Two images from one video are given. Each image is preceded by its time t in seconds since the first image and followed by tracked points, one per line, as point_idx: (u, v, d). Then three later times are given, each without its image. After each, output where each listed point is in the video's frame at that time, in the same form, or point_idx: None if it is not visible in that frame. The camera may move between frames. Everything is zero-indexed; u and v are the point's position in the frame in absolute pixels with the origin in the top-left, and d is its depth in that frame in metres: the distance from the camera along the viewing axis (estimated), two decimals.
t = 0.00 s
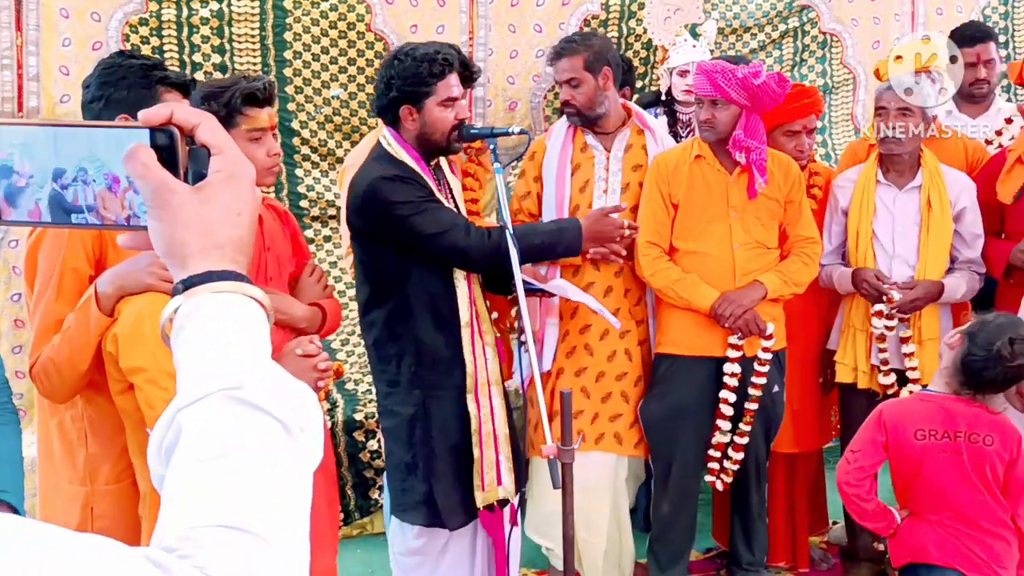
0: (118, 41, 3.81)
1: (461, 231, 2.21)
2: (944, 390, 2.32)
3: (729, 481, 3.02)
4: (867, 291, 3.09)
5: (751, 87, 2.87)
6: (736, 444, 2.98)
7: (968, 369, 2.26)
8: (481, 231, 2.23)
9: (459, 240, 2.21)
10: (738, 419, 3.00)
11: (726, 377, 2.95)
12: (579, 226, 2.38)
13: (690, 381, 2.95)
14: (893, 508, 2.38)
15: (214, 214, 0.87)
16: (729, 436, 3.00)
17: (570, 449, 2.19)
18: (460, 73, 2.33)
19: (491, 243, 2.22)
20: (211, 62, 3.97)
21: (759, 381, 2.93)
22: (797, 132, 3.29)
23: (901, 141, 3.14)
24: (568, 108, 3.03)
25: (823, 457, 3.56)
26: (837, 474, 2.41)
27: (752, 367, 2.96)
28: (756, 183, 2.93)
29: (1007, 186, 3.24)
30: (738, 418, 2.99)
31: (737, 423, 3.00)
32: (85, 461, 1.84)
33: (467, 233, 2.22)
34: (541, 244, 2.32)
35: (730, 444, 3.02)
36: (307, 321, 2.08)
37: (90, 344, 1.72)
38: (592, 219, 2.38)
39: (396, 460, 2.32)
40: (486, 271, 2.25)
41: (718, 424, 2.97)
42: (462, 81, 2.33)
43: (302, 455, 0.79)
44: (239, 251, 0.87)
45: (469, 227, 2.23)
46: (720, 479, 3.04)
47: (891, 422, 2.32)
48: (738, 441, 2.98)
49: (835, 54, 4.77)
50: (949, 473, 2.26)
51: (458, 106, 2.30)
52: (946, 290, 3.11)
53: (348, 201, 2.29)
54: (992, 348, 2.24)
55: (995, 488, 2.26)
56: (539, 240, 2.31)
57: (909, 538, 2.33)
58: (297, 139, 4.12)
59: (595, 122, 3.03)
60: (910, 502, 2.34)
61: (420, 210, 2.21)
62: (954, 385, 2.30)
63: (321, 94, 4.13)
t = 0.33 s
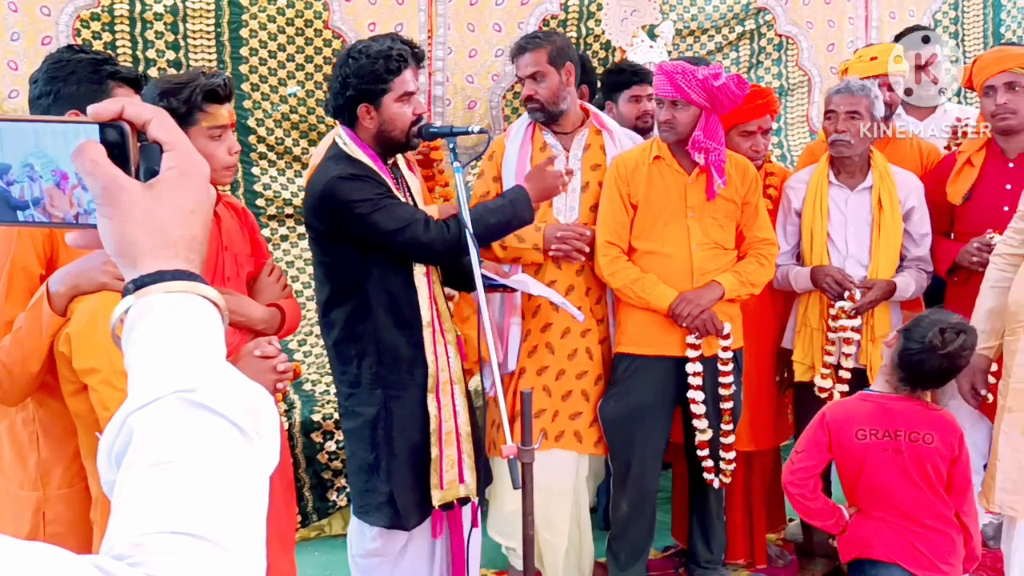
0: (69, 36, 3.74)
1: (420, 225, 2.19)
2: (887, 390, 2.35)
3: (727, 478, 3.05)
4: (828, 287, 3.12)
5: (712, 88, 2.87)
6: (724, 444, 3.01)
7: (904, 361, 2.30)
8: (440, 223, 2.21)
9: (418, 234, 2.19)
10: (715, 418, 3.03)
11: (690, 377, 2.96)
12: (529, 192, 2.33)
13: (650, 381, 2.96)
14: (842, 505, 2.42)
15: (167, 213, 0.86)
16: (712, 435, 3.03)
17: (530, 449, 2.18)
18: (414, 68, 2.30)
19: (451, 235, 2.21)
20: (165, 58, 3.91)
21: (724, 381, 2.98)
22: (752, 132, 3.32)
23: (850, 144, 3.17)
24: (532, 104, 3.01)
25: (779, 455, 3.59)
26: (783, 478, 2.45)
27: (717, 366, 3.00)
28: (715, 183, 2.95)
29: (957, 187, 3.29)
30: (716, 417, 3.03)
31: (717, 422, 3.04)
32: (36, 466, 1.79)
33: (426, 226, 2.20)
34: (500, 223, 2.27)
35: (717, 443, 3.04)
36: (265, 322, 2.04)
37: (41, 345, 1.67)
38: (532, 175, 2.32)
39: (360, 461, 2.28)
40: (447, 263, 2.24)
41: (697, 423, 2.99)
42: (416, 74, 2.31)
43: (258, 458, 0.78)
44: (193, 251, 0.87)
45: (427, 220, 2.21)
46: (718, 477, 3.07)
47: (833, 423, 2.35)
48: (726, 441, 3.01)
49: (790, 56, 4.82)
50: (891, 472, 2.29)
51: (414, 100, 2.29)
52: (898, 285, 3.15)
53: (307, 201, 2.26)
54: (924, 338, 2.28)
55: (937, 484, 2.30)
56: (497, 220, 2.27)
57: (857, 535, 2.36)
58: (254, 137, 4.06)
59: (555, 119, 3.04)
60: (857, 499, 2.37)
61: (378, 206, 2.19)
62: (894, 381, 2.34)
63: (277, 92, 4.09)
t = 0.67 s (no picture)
0: (26, 31, 3.69)
1: (388, 214, 2.19)
2: (842, 389, 2.37)
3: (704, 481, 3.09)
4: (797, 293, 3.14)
5: (678, 89, 2.89)
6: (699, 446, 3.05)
7: (857, 359, 2.32)
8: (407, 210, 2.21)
9: (387, 223, 2.19)
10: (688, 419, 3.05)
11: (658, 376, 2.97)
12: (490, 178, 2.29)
13: (616, 381, 2.96)
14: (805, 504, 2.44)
15: (128, 211, 0.84)
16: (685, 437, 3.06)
17: (496, 449, 2.17)
18: (377, 69, 2.27)
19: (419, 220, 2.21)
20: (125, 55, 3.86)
21: (695, 381, 3.00)
22: (716, 133, 3.34)
23: (813, 145, 3.21)
24: (499, 101, 3.00)
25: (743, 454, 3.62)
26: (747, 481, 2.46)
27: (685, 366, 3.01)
28: (681, 184, 2.97)
29: (917, 189, 3.34)
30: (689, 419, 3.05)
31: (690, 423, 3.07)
32: None
33: (394, 215, 2.20)
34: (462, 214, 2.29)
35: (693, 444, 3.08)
36: (249, 322, 2.01)
37: None
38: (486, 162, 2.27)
39: (324, 460, 2.26)
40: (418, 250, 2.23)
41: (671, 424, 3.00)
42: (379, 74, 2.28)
43: (219, 460, 0.77)
44: (154, 249, 0.85)
45: (395, 210, 2.21)
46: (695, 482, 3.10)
47: (792, 424, 2.38)
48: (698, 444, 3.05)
49: (754, 57, 4.86)
50: (850, 469, 2.32)
51: (378, 102, 2.27)
52: (856, 289, 3.20)
53: (271, 203, 2.23)
54: (872, 333, 2.32)
55: (897, 481, 2.33)
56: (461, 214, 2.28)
57: (819, 533, 2.38)
58: (216, 135, 4.02)
59: (519, 119, 3.03)
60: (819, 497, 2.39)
61: (344, 200, 2.17)
62: (849, 381, 2.36)
63: (241, 89, 4.05)
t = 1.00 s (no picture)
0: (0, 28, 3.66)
1: (361, 224, 2.17)
2: (824, 388, 2.38)
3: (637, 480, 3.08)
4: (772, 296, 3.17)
5: (656, 89, 2.90)
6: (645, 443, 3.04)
7: (841, 361, 2.33)
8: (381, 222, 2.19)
9: (359, 233, 2.17)
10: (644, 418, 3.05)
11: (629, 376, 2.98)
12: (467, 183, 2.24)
13: (594, 381, 2.96)
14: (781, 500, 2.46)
15: (106, 212, 0.84)
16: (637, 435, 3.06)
17: (475, 450, 2.15)
18: (360, 71, 2.27)
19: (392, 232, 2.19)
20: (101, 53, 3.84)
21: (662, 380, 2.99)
22: (692, 133, 3.36)
23: (792, 145, 3.23)
24: (475, 101, 3.00)
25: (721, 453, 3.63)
26: (725, 478, 2.47)
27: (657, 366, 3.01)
28: (659, 184, 2.98)
29: (894, 186, 3.36)
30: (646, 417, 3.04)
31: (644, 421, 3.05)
32: None
33: (368, 225, 2.18)
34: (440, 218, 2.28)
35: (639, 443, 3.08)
36: (242, 324, 2.03)
37: None
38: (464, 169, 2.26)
39: (300, 461, 2.26)
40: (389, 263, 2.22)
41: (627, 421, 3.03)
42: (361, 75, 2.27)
43: (195, 462, 0.77)
44: (131, 250, 0.84)
45: (369, 220, 2.19)
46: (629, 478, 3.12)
47: (771, 422, 2.39)
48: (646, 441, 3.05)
49: (732, 58, 4.88)
50: (828, 467, 2.33)
51: (360, 104, 2.26)
52: (834, 290, 3.22)
53: (247, 201, 2.22)
54: (855, 336, 2.32)
55: (873, 478, 2.34)
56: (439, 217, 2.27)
57: (796, 530, 2.40)
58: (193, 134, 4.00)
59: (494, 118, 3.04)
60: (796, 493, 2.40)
61: (318, 207, 2.15)
62: (832, 381, 2.37)
63: (218, 88, 4.02)
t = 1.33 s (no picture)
0: None
1: (342, 217, 2.14)
2: (807, 384, 2.39)
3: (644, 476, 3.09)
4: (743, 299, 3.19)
5: (644, 90, 2.90)
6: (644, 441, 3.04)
7: (816, 355, 2.36)
8: (362, 215, 2.16)
9: (340, 227, 2.14)
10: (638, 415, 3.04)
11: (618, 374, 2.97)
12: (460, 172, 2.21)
13: (579, 380, 2.97)
14: (755, 496, 2.46)
15: (89, 211, 0.83)
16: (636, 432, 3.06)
17: (462, 449, 2.15)
18: (344, 68, 2.26)
19: (374, 224, 2.15)
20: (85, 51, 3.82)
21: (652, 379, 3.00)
22: (677, 133, 3.37)
23: (780, 146, 3.24)
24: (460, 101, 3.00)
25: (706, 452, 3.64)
26: (710, 477, 2.45)
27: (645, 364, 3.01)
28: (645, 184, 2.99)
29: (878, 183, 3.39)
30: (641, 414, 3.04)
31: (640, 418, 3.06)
32: None
33: (348, 219, 2.15)
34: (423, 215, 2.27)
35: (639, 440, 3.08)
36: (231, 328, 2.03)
37: None
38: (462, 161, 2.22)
39: (278, 461, 2.25)
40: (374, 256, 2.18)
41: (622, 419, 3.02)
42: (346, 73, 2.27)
43: (180, 460, 0.77)
44: (113, 248, 0.84)
45: (350, 214, 2.16)
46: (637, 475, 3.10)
47: (760, 422, 2.38)
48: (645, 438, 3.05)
49: (717, 58, 4.91)
50: (814, 466, 2.34)
51: (344, 102, 2.25)
52: (821, 288, 3.24)
53: (230, 203, 2.22)
54: (824, 327, 2.36)
55: (852, 476, 2.37)
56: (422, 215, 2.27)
57: (771, 529, 2.41)
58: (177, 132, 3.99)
59: (477, 118, 3.04)
60: (772, 492, 2.41)
61: (297, 203, 2.14)
62: (812, 376, 2.39)
63: (203, 86, 4.01)
